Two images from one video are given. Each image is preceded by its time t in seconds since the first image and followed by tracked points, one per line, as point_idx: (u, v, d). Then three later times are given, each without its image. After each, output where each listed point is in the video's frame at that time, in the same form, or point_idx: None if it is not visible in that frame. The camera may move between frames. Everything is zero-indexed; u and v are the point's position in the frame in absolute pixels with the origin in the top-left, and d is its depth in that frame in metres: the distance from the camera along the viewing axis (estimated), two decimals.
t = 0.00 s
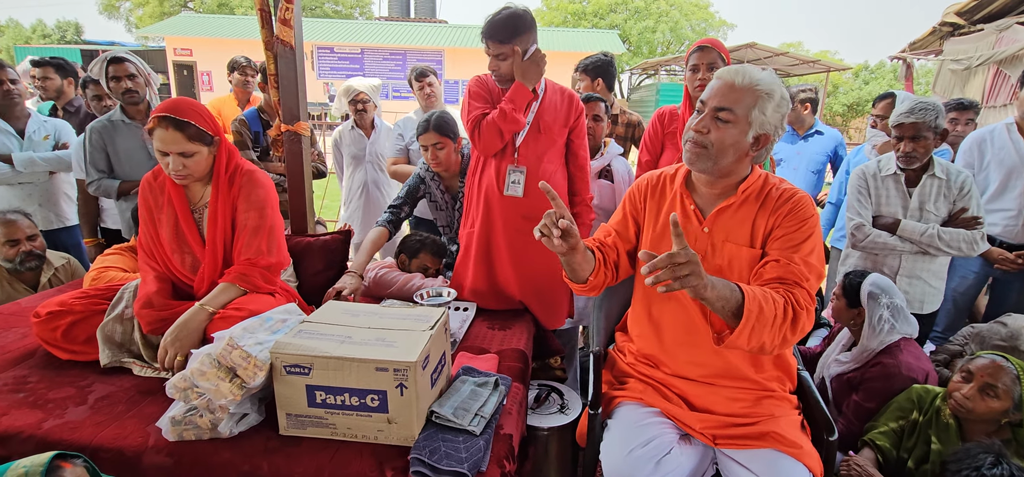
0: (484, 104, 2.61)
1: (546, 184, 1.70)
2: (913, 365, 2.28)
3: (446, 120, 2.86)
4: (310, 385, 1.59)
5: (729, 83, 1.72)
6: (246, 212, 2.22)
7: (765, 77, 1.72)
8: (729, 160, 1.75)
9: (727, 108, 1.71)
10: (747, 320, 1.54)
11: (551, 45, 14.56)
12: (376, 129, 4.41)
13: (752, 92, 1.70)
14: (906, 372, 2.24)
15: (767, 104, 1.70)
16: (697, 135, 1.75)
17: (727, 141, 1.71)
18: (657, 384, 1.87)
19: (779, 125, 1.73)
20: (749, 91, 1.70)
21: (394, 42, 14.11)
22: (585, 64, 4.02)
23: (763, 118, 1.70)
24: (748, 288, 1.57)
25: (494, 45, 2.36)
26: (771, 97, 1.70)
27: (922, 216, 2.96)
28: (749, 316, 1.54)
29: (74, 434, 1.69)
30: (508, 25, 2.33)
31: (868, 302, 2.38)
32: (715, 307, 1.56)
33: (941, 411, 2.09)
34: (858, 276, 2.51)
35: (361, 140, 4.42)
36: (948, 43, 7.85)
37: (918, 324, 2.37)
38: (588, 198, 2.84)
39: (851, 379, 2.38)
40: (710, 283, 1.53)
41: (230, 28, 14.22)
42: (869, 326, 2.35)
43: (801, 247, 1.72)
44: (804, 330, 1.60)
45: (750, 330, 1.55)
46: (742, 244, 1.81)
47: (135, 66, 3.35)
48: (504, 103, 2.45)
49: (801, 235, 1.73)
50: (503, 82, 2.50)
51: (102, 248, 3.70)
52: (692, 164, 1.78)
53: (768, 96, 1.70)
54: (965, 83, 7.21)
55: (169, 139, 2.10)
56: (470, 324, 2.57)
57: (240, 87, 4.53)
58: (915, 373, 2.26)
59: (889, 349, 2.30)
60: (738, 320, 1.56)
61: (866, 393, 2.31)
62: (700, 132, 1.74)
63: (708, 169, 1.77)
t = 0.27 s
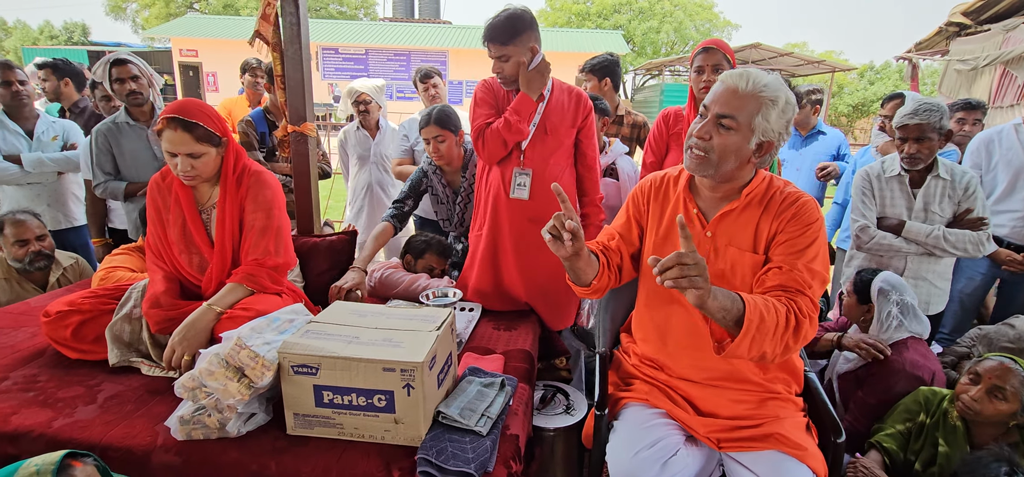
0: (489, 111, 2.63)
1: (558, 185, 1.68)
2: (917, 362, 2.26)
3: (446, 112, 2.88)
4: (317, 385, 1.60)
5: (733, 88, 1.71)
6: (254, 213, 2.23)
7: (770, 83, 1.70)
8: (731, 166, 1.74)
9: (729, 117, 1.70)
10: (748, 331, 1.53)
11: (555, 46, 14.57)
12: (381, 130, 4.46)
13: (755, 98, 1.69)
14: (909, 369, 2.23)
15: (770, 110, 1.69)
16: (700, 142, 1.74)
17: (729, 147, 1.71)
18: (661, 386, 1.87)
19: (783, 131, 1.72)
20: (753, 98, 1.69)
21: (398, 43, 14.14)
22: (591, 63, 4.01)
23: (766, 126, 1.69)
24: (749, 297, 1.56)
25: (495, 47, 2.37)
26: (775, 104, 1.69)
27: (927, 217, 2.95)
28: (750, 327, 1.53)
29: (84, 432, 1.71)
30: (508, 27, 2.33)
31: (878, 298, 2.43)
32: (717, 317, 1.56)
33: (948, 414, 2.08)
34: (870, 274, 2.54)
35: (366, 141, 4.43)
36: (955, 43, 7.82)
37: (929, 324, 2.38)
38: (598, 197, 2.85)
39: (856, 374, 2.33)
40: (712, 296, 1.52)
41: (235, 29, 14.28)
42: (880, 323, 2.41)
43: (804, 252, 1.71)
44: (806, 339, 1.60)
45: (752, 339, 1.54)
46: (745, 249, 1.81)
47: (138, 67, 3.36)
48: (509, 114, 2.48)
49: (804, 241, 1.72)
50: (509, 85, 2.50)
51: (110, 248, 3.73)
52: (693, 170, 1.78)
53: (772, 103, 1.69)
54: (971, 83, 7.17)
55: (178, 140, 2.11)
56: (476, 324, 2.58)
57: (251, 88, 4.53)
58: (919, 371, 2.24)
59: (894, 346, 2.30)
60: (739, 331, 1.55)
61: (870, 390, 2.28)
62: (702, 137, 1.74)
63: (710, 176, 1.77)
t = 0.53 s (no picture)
0: (494, 114, 2.66)
1: (563, 190, 1.69)
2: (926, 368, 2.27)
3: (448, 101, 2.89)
4: (322, 384, 1.60)
5: (735, 87, 1.71)
6: (258, 213, 2.23)
7: (773, 82, 1.70)
8: (735, 166, 1.74)
9: (734, 115, 1.70)
10: (757, 336, 1.53)
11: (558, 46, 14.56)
12: (385, 130, 4.47)
13: (759, 96, 1.69)
14: (915, 373, 2.24)
15: (774, 108, 1.68)
16: (704, 142, 1.74)
17: (733, 146, 1.71)
18: (666, 387, 1.86)
19: (787, 129, 1.72)
20: (757, 96, 1.69)
21: (402, 43, 14.17)
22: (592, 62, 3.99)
23: (771, 124, 1.69)
24: (758, 301, 1.57)
25: (494, 47, 2.38)
26: (779, 102, 1.69)
27: (930, 217, 2.93)
28: (758, 332, 1.53)
29: (89, 431, 1.71)
30: (506, 28, 2.34)
31: (888, 304, 2.37)
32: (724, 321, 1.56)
33: (954, 415, 2.08)
34: (879, 276, 2.48)
35: (370, 141, 4.42)
36: (960, 42, 7.79)
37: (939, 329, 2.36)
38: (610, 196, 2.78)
39: (864, 378, 2.36)
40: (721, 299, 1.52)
41: (239, 29, 14.33)
42: (889, 326, 2.37)
43: (809, 256, 1.71)
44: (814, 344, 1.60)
45: (760, 345, 1.54)
46: (748, 253, 1.80)
47: (143, 68, 3.38)
48: (511, 118, 2.50)
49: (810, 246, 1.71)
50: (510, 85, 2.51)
51: (114, 247, 3.74)
52: (697, 171, 1.77)
53: (776, 101, 1.69)
54: (977, 83, 7.14)
55: (183, 140, 2.12)
56: (479, 325, 2.58)
57: (256, 88, 4.54)
58: (929, 377, 2.25)
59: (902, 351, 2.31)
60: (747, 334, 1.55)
61: (877, 393, 2.30)
62: (705, 137, 1.73)
63: (715, 177, 1.76)
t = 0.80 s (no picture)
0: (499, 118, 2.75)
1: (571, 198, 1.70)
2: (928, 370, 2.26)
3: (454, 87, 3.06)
4: (324, 384, 1.60)
5: (735, 86, 1.71)
6: (261, 213, 2.24)
7: (774, 80, 1.70)
8: (737, 167, 1.74)
9: (734, 115, 1.70)
10: (774, 345, 1.54)
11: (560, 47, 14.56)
12: (388, 130, 4.46)
13: (760, 95, 1.69)
14: (917, 375, 2.24)
15: (776, 106, 1.68)
16: (703, 142, 1.73)
17: (735, 147, 1.70)
18: (668, 389, 1.86)
19: (791, 127, 1.72)
20: (758, 94, 1.69)
21: (404, 44, 14.20)
22: (598, 62, 4.02)
23: (773, 122, 1.69)
24: (776, 309, 1.56)
25: (494, 50, 2.38)
26: (781, 100, 1.68)
27: (931, 218, 2.92)
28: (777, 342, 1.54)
29: (93, 430, 1.72)
30: (504, 35, 2.35)
31: (887, 309, 2.38)
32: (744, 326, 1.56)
33: (957, 417, 2.07)
34: (880, 280, 2.47)
35: (372, 142, 4.43)
36: (964, 43, 7.76)
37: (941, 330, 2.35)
38: (617, 199, 2.69)
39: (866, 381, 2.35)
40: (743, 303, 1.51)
41: (242, 30, 14.38)
42: (889, 331, 2.37)
43: (816, 267, 1.68)
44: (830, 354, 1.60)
45: (776, 355, 1.55)
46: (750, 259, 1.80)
47: (149, 68, 3.38)
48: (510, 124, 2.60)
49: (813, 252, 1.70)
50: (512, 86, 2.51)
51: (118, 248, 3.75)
52: (698, 172, 1.76)
53: (777, 99, 1.68)
54: (980, 84, 7.11)
55: (187, 140, 2.12)
56: (481, 325, 2.58)
57: (261, 89, 4.55)
58: (930, 379, 2.24)
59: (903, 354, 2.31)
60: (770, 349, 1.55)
61: (879, 396, 2.28)
62: (706, 138, 1.73)
63: (718, 177, 1.75)
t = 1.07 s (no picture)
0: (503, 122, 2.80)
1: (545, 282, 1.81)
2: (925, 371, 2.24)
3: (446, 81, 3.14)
4: (325, 385, 1.60)
5: (725, 90, 1.71)
6: (262, 214, 2.24)
7: (764, 81, 1.69)
8: (733, 172, 1.73)
9: (726, 119, 1.69)
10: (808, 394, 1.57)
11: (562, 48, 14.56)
12: (388, 131, 4.47)
13: (751, 98, 1.68)
14: (913, 377, 2.22)
15: (769, 108, 1.68)
16: (697, 147, 1.75)
17: (729, 151, 1.70)
18: (669, 392, 1.86)
19: (786, 128, 1.70)
20: (749, 97, 1.68)
21: (406, 45, 14.23)
22: (601, 62, 4.05)
23: (767, 125, 1.68)
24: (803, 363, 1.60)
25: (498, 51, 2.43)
26: (773, 101, 1.68)
27: (930, 220, 2.92)
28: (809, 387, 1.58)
29: (93, 431, 1.72)
30: (506, 37, 2.38)
31: (882, 311, 2.35)
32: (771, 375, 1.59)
33: (959, 419, 2.06)
34: (876, 281, 2.45)
35: (373, 143, 4.44)
36: (966, 44, 7.76)
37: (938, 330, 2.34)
38: (617, 204, 2.61)
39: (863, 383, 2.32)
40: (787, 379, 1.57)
41: (244, 31, 14.40)
42: (884, 334, 2.34)
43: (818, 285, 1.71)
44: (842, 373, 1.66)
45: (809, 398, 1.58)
46: (751, 269, 1.76)
47: (152, 70, 3.39)
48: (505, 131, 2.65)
49: (817, 267, 1.71)
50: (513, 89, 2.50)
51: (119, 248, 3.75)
52: (694, 179, 1.77)
53: (769, 101, 1.68)
54: (982, 84, 7.11)
55: (187, 142, 2.13)
56: (482, 326, 2.59)
57: (264, 90, 4.56)
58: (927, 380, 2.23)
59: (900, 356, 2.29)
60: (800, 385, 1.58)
61: (878, 398, 2.26)
62: (699, 144, 1.74)
63: (712, 184, 1.75)
